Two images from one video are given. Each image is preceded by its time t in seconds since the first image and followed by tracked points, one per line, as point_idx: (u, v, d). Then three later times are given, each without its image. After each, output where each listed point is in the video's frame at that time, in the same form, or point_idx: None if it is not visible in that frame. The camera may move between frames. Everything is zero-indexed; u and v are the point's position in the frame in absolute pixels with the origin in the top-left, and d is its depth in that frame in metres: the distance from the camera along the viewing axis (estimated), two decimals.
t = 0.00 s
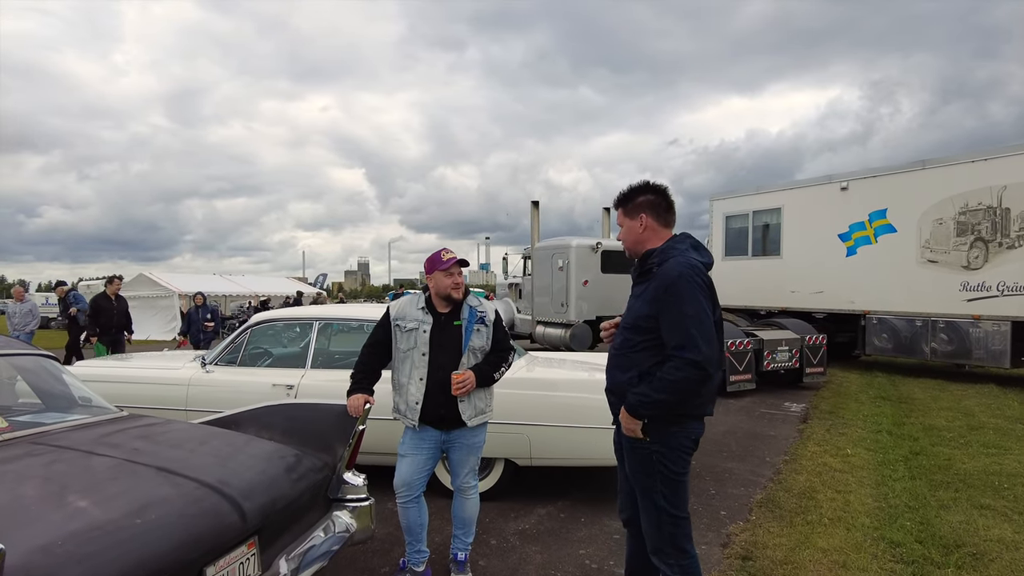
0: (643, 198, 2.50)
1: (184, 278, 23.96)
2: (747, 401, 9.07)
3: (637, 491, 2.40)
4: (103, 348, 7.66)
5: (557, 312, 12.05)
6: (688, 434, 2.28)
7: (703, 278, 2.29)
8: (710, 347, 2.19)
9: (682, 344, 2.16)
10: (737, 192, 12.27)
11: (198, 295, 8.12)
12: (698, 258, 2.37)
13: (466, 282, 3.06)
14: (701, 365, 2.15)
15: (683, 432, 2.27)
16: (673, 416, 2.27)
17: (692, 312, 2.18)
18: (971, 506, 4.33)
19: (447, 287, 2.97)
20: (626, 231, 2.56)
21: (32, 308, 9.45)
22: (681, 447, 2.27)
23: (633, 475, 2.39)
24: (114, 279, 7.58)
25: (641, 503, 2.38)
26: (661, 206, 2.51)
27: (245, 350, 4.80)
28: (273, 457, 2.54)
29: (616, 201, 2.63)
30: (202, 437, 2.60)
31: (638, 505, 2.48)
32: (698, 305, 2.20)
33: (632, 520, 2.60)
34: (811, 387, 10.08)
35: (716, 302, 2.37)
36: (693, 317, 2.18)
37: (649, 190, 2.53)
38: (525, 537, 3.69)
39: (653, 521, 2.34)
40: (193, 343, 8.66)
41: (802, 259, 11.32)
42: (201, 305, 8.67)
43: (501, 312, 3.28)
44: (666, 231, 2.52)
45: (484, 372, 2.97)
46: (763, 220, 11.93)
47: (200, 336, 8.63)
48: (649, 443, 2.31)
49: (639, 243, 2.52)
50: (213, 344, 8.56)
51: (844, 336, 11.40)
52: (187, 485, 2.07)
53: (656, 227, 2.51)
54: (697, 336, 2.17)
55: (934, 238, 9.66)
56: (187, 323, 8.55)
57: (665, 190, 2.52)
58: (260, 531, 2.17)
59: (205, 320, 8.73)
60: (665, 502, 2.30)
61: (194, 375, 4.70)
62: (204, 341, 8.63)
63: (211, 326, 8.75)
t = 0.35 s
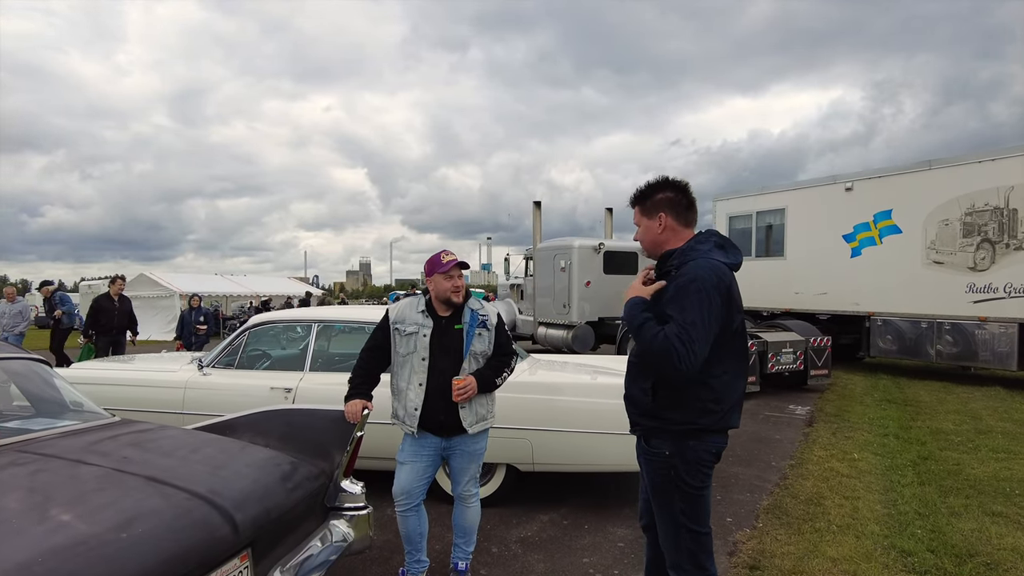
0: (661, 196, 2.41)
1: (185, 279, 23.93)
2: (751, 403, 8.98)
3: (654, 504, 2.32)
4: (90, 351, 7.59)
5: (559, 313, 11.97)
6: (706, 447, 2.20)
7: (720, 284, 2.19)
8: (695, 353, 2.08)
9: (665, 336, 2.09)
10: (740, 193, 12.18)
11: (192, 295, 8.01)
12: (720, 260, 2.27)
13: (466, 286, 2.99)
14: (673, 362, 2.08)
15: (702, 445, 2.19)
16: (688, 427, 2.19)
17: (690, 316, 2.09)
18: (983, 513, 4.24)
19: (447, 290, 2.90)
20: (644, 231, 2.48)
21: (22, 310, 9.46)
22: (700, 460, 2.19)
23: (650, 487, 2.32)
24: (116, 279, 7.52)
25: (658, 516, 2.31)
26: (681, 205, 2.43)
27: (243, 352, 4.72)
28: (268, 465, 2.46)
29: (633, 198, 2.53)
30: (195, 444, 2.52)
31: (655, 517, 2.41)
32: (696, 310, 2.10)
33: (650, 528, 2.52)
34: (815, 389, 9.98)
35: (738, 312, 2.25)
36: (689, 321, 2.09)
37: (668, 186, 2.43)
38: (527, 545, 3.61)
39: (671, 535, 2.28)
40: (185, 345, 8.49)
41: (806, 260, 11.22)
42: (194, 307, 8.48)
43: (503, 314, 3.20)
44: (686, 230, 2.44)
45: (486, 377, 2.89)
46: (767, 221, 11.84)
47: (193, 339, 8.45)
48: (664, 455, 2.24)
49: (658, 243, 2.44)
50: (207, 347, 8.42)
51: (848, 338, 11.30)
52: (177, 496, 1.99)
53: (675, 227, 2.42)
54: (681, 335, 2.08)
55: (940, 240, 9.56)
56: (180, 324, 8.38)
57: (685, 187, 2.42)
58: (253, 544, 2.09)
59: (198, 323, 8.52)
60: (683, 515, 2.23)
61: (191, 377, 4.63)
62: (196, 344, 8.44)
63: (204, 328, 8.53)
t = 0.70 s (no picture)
0: (681, 194, 2.35)
1: (183, 281, 23.86)
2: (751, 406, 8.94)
3: (661, 513, 2.27)
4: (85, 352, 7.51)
5: (558, 316, 11.92)
6: (716, 454, 2.15)
7: (731, 278, 2.14)
8: (701, 346, 2.03)
9: (672, 323, 2.05)
10: (739, 195, 12.15)
11: (181, 298, 7.87)
12: (727, 252, 2.23)
13: (458, 292, 2.90)
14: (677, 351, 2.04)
15: (711, 451, 2.14)
16: (697, 431, 2.14)
17: (699, 308, 2.05)
18: (987, 518, 4.19)
19: (433, 298, 2.84)
20: (660, 227, 2.37)
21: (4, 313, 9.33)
22: (709, 468, 2.14)
23: (657, 496, 2.26)
24: (114, 282, 7.46)
25: (665, 525, 2.26)
26: (698, 204, 2.39)
27: (237, 356, 4.67)
28: (260, 473, 2.40)
29: (645, 193, 2.44)
30: (185, 451, 2.47)
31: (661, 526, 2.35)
32: (703, 303, 2.06)
33: (657, 538, 2.47)
34: (815, 392, 9.94)
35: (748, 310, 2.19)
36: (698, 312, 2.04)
37: (686, 185, 2.39)
38: (525, 552, 3.55)
39: (678, 546, 2.22)
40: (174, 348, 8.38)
41: (805, 262, 11.19)
42: (183, 308, 8.37)
43: (501, 317, 3.15)
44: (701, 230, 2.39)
45: (483, 381, 2.84)
46: (766, 223, 11.81)
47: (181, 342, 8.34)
48: (671, 462, 2.19)
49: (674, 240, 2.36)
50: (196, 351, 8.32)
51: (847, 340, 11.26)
52: (164, 505, 1.93)
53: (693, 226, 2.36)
54: (687, 323, 2.03)
55: (940, 242, 9.53)
56: (169, 327, 8.27)
57: (701, 188, 2.39)
58: (244, 553, 2.03)
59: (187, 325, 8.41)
60: (690, 524, 2.19)
61: (185, 381, 4.57)
62: (184, 347, 8.33)
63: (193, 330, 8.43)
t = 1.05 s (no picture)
0: (680, 195, 2.31)
1: (180, 282, 23.79)
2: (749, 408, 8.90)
3: (659, 520, 2.22)
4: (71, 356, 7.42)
5: (555, 317, 11.88)
6: (716, 458, 2.11)
7: (734, 284, 2.10)
8: (702, 358, 2.00)
9: (670, 338, 2.02)
10: (737, 196, 12.12)
11: (165, 300, 7.75)
12: (730, 256, 2.19)
13: (446, 297, 2.84)
14: (676, 360, 2.00)
15: (713, 456, 2.11)
16: (697, 437, 2.11)
17: (701, 316, 2.01)
18: (987, 521, 4.16)
19: (422, 299, 2.79)
20: (659, 230, 2.33)
21: None
22: (709, 472, 2.10)
23: (655, 503, 2.21)
24: (98, 285, 7.35)
25: (663, 532, 2.21)
26: (695, 205, 2.35)
27: (230, 358, 4.62)
28: (247, 478, 2.35)
29: (642, 196, 2.40)
30: (172, 455, 2.42)
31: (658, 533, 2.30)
32: (705, 310, 2.02)
33: (653, 548, 2.42)
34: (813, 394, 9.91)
35: (748, 315, 2.16)
36: (699, 320, 2.01)
37: (682, 186, 2.35)
38: (520, 556, 3.51)
39: (675, 554, 2.18)
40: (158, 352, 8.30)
41: (804, 263, 11.16)
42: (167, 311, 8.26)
43: (494, 318, 3.11)
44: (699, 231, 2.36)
45: (475, 385, 2.79)
46: (764, 224, 11.78)
47: (167, 345, 8.24)
48: (672, 468, 2.14)
49: (676, 243, 2.33)
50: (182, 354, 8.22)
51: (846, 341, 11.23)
52: (147, 512, 1.88)
53: (693, 227, 2.33)
54: (688, 337, 2.00)
55: (938, 242, 9.51)
56: (153, 330, 8.18)
57: (699, 189, 2.35)
58: (229, 561, 1.98)
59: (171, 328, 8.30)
60: (690, 531, 2.14)
61: (177, 384, 4.52)
62: (170, 351, 8.28)
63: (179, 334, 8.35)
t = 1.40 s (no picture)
0: (660, 196, 2.30)
1: (180, 283, 23.77)
2: (747, 408, 8.87)
3: (645, 521, 2.19)
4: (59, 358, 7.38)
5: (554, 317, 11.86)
6: (700, 456, 2.09)
7: (717, 280, 2.10)
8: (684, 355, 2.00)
9: (651, 338, 2.01)
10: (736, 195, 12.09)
11: (148, 299, 7.66)
12: (712, 256, 2.19)
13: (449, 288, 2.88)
14: (660, 352, 2.00)
15: (696, 454, 2.08)
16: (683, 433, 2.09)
17: (684, 309, 2.02)
18: (985, 522, 4.13)
19: (429, 290, 2.79)
20: (641, 231, 2.31)
21: None
22: (694, 471, 2.08)
23: (640, 504, 2.18)
24: (80, 283, 7.32)
25: (650, 534, 2.18)
26: (675, 204, 2.33)
27: (225, 359, 4.59)
28: (235, 481, 2.33)
29: (623, 199, 2.38)
30: (160, 457, 2.39)
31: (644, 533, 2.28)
32: (687, 304, 2.03)
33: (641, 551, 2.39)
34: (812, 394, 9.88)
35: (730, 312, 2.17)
36: (682, 312, 2.02)
37: (660, 187, 2.33)
38: (515, 559, 3.48)
39: (662, 554, 2.15)
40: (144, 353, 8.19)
41: (803, 263, 11.13)
42: (152, 311, 8.16)
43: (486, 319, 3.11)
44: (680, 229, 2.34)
45: (468, 384, 2.78)
46: (763, 224, 11.74)
47: (152, 346, 8.13)
48: (658, 467, 2.11)
49: (658, 242, 2.31)
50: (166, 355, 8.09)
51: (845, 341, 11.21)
52: (131, 516, 1.85)
53: (674, 226, 2.32)
54: (669, 335, 2.00)
55: (937, 242, 9.48)
56: (138, 331, 8.08)
57: (679, 190, 2.34)
58: (216, 565, 1.95)
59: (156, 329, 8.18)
60: (675, 531, 2.11)
61: (171, 385, 4.49)
62: (155, 351, 8.17)
63: (163, 334, 8.23)
